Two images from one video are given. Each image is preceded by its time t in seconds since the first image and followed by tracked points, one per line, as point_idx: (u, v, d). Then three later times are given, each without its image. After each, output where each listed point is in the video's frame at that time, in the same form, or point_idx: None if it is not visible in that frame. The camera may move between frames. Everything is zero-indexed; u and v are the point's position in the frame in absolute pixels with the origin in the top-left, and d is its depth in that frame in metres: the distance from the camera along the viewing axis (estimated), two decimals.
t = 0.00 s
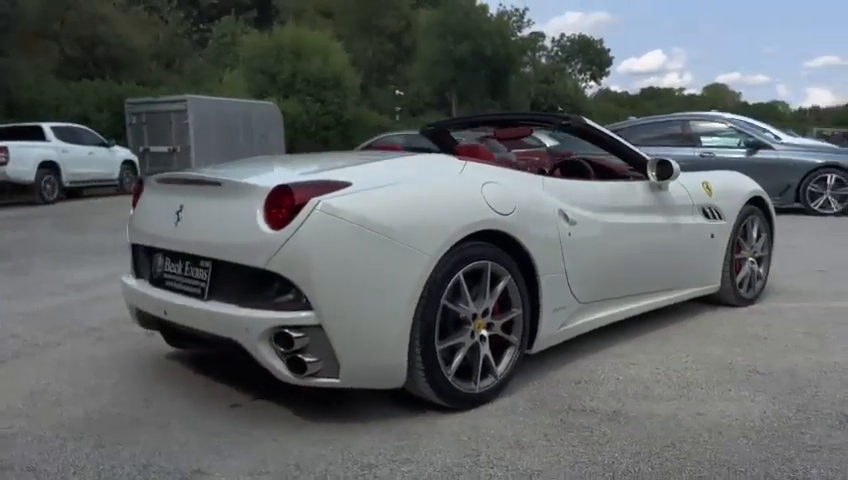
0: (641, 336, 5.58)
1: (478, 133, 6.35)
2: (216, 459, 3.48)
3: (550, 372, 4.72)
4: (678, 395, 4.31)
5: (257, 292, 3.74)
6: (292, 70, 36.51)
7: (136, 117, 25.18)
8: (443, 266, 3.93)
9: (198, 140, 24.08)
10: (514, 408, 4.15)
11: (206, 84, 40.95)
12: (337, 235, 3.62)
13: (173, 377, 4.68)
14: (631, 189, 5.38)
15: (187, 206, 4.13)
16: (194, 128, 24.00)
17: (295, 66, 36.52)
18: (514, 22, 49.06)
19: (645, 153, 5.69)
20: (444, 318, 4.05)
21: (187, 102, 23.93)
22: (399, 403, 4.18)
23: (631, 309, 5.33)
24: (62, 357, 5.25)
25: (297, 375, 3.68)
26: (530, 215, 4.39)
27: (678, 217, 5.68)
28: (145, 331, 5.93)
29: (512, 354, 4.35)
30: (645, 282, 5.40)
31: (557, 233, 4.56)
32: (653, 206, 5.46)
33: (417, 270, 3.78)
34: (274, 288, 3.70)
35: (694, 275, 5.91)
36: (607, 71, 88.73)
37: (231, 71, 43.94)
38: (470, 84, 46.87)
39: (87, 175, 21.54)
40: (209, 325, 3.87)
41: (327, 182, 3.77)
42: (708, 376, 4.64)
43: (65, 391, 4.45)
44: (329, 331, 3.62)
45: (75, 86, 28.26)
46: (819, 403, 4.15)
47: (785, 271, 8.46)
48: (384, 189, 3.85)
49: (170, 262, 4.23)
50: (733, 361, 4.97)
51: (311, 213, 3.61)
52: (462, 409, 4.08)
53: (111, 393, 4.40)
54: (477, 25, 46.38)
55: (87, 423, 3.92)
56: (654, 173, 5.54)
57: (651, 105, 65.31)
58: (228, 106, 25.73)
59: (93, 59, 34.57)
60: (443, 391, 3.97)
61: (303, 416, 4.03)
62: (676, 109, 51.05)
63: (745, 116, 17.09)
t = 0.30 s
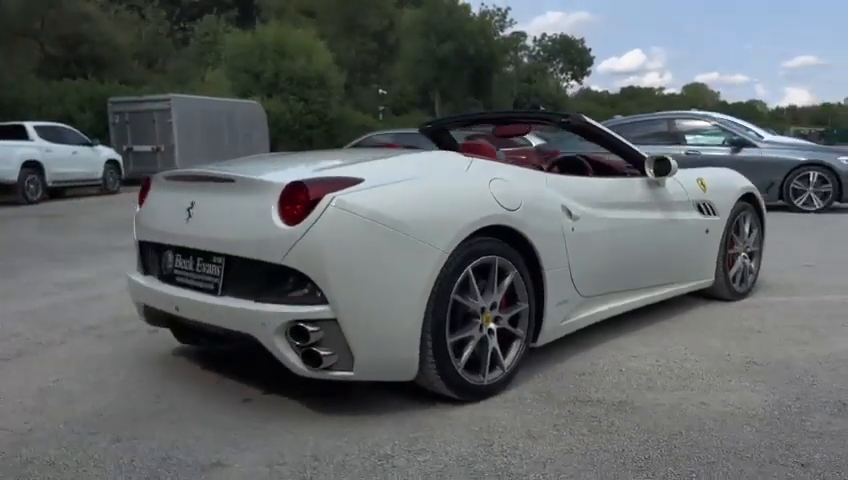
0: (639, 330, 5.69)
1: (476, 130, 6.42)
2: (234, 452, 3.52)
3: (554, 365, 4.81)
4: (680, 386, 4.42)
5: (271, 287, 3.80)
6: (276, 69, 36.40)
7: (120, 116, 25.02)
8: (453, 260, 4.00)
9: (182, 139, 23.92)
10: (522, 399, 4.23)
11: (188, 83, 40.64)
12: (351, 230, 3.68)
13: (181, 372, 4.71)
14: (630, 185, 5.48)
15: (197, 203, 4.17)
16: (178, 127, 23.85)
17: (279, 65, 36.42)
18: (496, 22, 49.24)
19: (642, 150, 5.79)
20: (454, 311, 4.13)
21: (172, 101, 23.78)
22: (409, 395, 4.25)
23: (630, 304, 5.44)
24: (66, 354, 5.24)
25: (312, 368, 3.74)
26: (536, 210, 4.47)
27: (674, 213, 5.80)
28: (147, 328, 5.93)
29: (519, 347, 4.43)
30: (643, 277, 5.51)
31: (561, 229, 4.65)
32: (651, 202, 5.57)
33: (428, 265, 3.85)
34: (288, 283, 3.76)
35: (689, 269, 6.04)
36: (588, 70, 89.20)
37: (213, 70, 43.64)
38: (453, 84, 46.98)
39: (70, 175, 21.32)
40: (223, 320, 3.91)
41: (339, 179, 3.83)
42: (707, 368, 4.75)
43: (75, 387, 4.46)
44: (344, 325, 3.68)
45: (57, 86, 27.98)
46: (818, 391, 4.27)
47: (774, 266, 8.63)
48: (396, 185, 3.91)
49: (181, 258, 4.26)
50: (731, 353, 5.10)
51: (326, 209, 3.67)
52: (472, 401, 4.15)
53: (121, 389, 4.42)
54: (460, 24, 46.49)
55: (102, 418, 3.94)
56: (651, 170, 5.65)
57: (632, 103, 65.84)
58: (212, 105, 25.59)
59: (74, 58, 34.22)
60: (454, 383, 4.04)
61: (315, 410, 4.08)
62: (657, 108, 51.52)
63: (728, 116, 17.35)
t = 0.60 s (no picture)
0: (638, 328, 5.79)
1: (476, 130, 6.48)
2: (252, 451, 3.56)
3: (559, 363, 4.89)
4: (683, 382, 4.52)
5: (287, 288, 3.85)
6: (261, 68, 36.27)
7: (104, 117, 24.86)
8: (464, 260, 4.07)
9: (167, 140, 23.86)
10: (530, 397, 4.31)
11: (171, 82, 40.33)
12: (365, 232, 3.74)
13: (190, 373, 4.74)
14: (630, 185, 5.58)
15: (210, 205, 4.20)
16: (164, 128, 23.77)
17: (263, 64, 36.29)
18: (479, 22, 49.37)
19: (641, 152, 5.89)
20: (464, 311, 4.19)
21: (157, 100, 23.66)
22: (419, 394, 4.31)
23: (630, 302, 5.53)
24: (71, 357, 5.24)
25: (327, 367, 3.79)
26: (542, 211, 4.55)
27: (672, 212, 5.91)
28: (149, 330, 5.94)
29: (526, 346, 4.50)
30: (643, 276, 5.61)
31: (565, 229, 4.73)
32: (650, 202, 5.67)
33: (440, 265, 3.92)
34: (304, 284, 3.81)
35: (686, 268, 6.15)
36: (570, 69, 89.68)
37: (196, 69, 43.35)
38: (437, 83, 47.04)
39: (54, 175, 21.11)
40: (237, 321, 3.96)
41: (352, 181, 3.89)
42: (708, 364, 4.86)
43: (85, 389, 4.47)
44: (359, 325, 3.74)
45: (39, 85, 27.67)
46: (817, 386, 4.39)
47: (763, 264, 8.80)
48: (408, 187, 3.97)
49: (192, 260, 4.30)
50: (730, 350, 5.21)
51: (341, 211, 3.73)
52: (481, 400, 4.22)
53: (132, 391, 4.44)
54: (444, 24, 46.72)
55: (116, 419, 3.97)
56: (650, 170, 5.75)
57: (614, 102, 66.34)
58: (200, 104, 25.49)
59: (56, 57, 33.84)
60: (464, 381, 4.11)
61: (327, 408, 4.13)
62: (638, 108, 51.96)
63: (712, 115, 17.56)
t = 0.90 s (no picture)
0: (636, 326, 5.84)
1: (472, 130, 6.49)
2: (262, 452, 3.56)
3: (561, 361, 4.92)
4: (685, 379, 4.57)
5: (294, 289, 3.84)
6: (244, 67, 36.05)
7: (86, 117, 24.66)
8: (470, 260, 4.08)
9: (150, 140, 23.76)
10: (534, 396, 4.33)
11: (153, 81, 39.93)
12: (373, 232, 3.75)
13: (192, 374, 4.71)
14: (628, 185, 5.62)
15: (214, 205, 4.17)
16: (147, 128, 23.65)
17: (246, 63, 36.08)
18: (462, 21, 49.42)
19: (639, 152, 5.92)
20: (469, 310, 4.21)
21: (140, 100, 23.51)
22: (424, 393, 4.32)
23: (627, 300, 5.57)
24: (70, 359, 5.19)
25: (335, 368, 3.80)
26: (544, 211, 4.57)
27: (668, 210, 5.97)
28: (147, 332, 5.90)
29: (529, 345, 4.52)
30: (639, 275, 5.65)
31: (567, 228, 4.76)
32: (647, 201, 5.72)
33: (446, 266, 3.93)
34: (311, 284, 3.80)
35: (681, 266, 6.21)
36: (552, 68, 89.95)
37: (177, 68, 42.97)
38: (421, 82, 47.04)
39: (36, 175, 20.85)
40: (242, 322, 3.94)
41: (359, 181, 3.89)
42: (707, 361, 4.91)
43: (87, 392, 4.43)
44: (366, 325, 3.75)
45: (20, 84, 27.30)
46: (817, 383, 4.44)
47: (753, 262, 8.90)
48: (413, 188, 3.98)
49: (195, 261, 4.27)
50: (727, 347, 5.27)
51: (348, 211, 3.74)
52: (487, 399, 4.24)
53: (135, 393, 4.42)
54: (427, 22, 46.65)
55: (121, 422, 3.94)
56: (647, 169, 5.80)
57: (596, 101, 66.65)
58: (185, 103, 25.32)
59: (36, 56, 33.41)
60: (470, 381, 4.12)
61: (333, 408, 4.12)
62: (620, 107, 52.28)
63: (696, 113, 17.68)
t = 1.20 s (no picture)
0: (640, 323, 5.83)
1: (473, 126, 6.42)
2: (276, 455, 3.49)
3: (569, 359, 4.90)
4: (695, 376, 4.55)
5: (306, 288, 3.77)
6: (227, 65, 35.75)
7: (66, 116, 24.29)
8: (483, 257, 4.03)
9: (133, 139, 23.48)
10: (546, 394, 4.29)
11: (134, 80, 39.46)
12: (388, 229, 3.68)
13: (197, 375, 4.62)
14: (632, 182, 5.60)
15: (221, 203, 4.08)
16: (129, 127, 23.35)
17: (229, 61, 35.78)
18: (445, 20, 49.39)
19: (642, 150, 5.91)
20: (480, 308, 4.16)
21: (122, 98, 23.10)
22: (436, 393, 4.26)
23: (633, 297, 5.55)
24: (68, 361, 5.08)
25: (348, 368, 3.74)
26: (554, 208, 4.53)
27: (671, 207, 5.96)
28: (145, 332, 5.79)
29: (539, 343, 4.48)
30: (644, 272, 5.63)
31: (576, 225, 4.72)
32: (651, 198, 5.71)
33: (460, 264, 3.88)
34: (324, 283, 3.73)
35: (683, 263, 6.21)
36: (533, 68, 90.18)
37: (159, 66, 42.51)
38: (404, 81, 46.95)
39: (17, 175, 20.50)
40: (253, 322, 3.86)
41: (371, 178, 3.82)
42: (715, 358, 4.90)
43: (90, 395, 4.34)
44: (380, 324, 3.69)
45: None
46: (825, 379, 4.44)
47: (748, 258, 8.93)
48: (425, 185, 3.92)
49: (201, 260, 4.18)
50: (732, 344, 5.26)
51: (362, 209, 3.67)
52: (498, 398, 4.19)
53: (139, 394, 4.33)
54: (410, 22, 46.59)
55: (128, 425, 3.85)
56: (651, 166, 5.80)
57: (579, 99, 66.88)
58: (167, 101, 24.95)
59: (14, 54, 32.88)
60: (483, 381, 4.07)
61: (345, 409, 4.06)
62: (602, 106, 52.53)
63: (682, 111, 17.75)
